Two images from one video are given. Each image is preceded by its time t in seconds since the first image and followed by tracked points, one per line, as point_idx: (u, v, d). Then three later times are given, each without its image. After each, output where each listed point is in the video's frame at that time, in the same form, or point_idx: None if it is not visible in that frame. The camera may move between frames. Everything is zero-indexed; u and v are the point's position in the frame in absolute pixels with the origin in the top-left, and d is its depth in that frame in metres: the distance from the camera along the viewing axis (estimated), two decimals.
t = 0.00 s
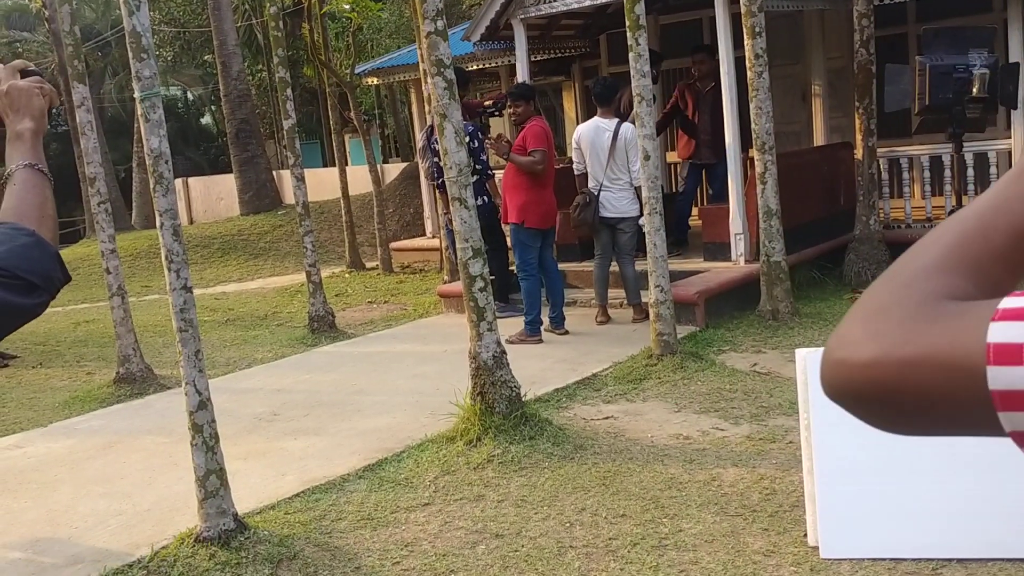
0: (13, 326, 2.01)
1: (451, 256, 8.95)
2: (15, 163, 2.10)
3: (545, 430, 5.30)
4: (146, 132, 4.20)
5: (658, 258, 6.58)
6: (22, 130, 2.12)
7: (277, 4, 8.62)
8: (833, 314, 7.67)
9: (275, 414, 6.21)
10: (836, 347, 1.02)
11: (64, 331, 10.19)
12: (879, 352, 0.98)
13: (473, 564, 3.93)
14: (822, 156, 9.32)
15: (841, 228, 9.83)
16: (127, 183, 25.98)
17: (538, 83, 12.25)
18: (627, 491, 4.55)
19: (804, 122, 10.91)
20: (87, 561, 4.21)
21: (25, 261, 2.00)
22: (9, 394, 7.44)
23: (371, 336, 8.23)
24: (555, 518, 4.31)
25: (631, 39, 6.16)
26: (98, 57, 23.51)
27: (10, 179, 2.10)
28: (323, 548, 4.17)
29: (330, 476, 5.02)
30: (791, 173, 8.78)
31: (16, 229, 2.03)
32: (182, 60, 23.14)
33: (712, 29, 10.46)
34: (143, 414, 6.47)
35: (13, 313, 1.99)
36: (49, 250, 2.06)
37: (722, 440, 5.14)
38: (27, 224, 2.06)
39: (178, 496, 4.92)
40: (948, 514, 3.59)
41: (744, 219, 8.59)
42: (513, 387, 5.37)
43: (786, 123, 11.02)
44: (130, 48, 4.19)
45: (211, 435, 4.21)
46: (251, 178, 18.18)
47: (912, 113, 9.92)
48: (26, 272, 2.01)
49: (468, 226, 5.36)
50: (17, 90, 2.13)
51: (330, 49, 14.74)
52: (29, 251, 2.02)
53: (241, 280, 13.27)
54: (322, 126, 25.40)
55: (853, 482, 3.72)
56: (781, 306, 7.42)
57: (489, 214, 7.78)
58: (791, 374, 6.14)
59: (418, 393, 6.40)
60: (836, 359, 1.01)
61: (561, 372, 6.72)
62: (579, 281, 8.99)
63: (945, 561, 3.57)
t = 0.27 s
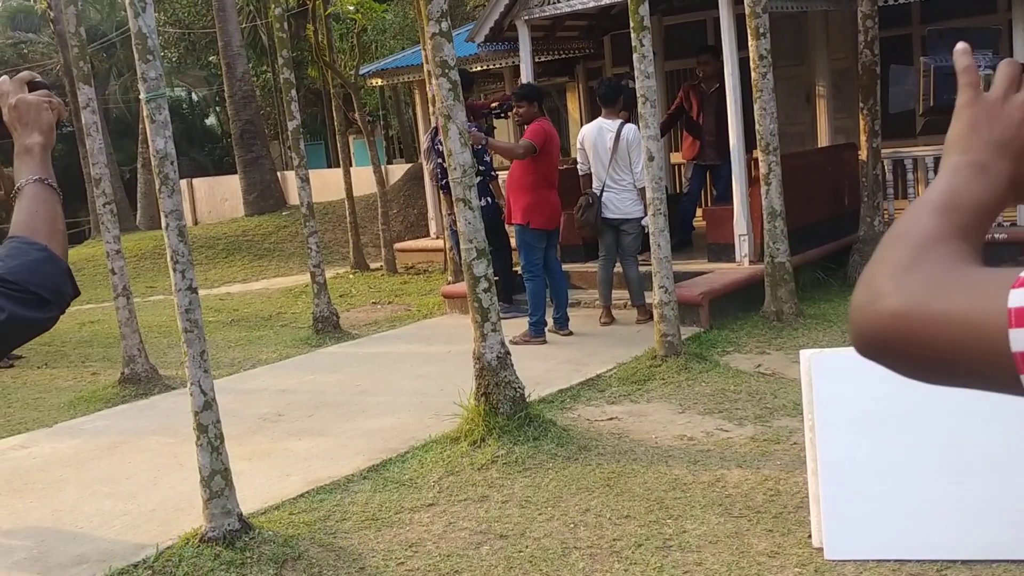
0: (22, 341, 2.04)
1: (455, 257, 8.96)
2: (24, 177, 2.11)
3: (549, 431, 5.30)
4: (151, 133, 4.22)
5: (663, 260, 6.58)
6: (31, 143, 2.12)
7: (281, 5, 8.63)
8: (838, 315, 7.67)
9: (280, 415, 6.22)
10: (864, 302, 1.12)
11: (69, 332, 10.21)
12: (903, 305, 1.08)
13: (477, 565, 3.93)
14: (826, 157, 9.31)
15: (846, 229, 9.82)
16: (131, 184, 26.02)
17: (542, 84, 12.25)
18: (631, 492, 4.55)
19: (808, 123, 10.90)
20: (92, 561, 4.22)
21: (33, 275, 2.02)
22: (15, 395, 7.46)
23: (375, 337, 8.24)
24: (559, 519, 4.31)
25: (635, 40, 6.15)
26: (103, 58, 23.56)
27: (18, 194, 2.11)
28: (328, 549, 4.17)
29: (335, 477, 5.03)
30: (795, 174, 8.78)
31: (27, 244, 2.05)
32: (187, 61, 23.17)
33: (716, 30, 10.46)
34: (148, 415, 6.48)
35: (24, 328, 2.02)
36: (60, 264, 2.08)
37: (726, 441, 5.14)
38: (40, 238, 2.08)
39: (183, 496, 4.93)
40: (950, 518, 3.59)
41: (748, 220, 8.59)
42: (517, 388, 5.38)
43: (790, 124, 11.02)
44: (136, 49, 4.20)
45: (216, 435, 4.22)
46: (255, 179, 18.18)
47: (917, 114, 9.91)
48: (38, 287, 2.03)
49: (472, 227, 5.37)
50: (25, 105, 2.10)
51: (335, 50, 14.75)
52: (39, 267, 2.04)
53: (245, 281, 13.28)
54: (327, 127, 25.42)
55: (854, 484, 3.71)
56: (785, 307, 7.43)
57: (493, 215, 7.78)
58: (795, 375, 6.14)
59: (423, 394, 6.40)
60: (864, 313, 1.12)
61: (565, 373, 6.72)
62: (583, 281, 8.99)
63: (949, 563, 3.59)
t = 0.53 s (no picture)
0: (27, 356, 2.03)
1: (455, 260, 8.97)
2: (31, 194, 2.14)
3: (549, 434, 5.30)
4: (154, 136, 4.23)
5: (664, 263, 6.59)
6: (36, 160, 2.19)
7: (282, 9, 8.65)
8: (837, 319, 7.68)
9: (281, 418, 6.22)
10: (900, 397, 1.12)
11: (70, 335, 10.22)
12: (939, 397, 1.09)
13: (478, 569, 3.94)
14: (826, 161, 9.32)
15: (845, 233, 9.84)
16: (132, 188, 26.04)
17: (543, 88, 12.27)
18: (631, 495, 4.56)
19: (808, 127, 10.92)
20: (94, 564, 4.22)
21: (43, 291, 2.01)
22: (16, 397, 7.46)
23: (376, 340, 8.24)
24: (560, 522, 4.32)
25: (636, 45, 6.16)
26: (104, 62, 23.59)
27: (27, 209, 2.13)
28: (329, 552, 4.18)
29: (336, 480, 5.03)
30: (795, 179, 8.78)
31: (36, 260, 2.04)
32: (187, 64, 23.20)
33: (717, 34, 10.48)
34: (149, 417, 6.48)
35: (30, 342, 2.00)
36: (68, 282, 2.07)
37: (726, 445, 5.15)
38: (49, 256, 2.08)
39: (184, 499, 4.94)
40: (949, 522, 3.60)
41: (748, 224, 8.60)
42: (517, 391, 5.38)
43: (790, 128, 11.03)
44: (139, 53, 4.21)
45: (217, 438, 4.23)
46: (256, 182, 18.19)
47: (917, 118, 9.93)
48: (47, 304, 2.02)
49: (473, 230, 5.38)
50: (34, 120, 2.20)
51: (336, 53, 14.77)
52: (49, 284, 2.03)
53: (246, 284, 13.29)
54: (327, 130, 25.44)
55: (855, 489, 3.71)
56: (785, 310, 7.44)
57: (494, 218, 7.80)
58: (795, 379, 6.15)
59: (424, 397, 6.41)
60: (900, 408, 1.13)
61: (565, 376, 6.73)
62: (584, 285, 9.00)
63: (948, 566, 3.61)
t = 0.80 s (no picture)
0: (25, 387, 2.01)
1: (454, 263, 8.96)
2: (33, 225, 2.11)
3: (549, 437, 5.29)
4: (152, 140, 4.22)
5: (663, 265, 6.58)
6: (38, 188, 2.13)
7: (281, 12, 8.64)
8: (837, 320, 7.68)
9: (280, 421, 6.21)
10: (920, 482, 0.99)
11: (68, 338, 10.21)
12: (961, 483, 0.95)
13: (478, 572, 3.92)
14: (824, 162, 9.32)
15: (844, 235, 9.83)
16: (130, 191, 26.03)
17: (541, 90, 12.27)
18: (632, 498, 4.55)
19: (806, 128, 10.91)
20: (92, 568, 4.21)
21: (48, 325, 2.00)
22: (14, 401, 7.45)
23: (375, 343, 8.23)
24: (560, 525, 4.31)
25: (634, 47, 6.16)
26: (102, 65, 23.58)
27: (29, 240, 2.10)
28: (328, 556, 4.17)
29: (335, 484, 5.02)
30: (794, 180, 8.77)
31: (40, 291, 2.03)
32: (186, 67, 23.20)
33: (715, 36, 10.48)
34: (147, 421, 6.47)
35: (29, 375, 1.99)
36: (71, 316, 2.06)
37: (726, 446, 5.15)
38: (53, 287, 2.06)
39: (183, 503, 4.93)
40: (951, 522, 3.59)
41: (747, 225, 8.59)
42: (517, 394, 5.37)
43: (788, 129, 11.03)
44: (136, 56, 4.20)
45: (216, 442, 4.22)
46: (254, 185, 18.18)
47: (915, 120, 9.93)
48: (49, 337, 2.01)
49: (472, 232, 5.37)
50: (38, 148, 2.14)
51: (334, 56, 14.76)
52: (55, 318, 2.02)
53: (244, 287, 13.28)
54: (326, 133, 25.44)
55: (856, 491, 3.69)
56: (785, 312, 7.43)
57: (493, 220, 7.79)
58: (794, 380, 6.14)
59: (423, 400, 6.40)
60: (922, 493, 0.99)
61: (564, 378, 6.72)
62: (583, 287, 9.00)
63: (950, 568, 3.61)
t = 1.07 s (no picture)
0: (16, 426, 2.02)
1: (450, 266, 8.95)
2: (29, 265, 2.10)
3: (546, 441, 5.29)
4: (145, 145, 4.21)
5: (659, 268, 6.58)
6: (34, 229, 2.13)
7: (275, 17, 8.63)
8: (833, 322, 7.68)
9: (276, 426, 6.20)
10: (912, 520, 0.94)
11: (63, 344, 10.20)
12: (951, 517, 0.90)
13: None
14: (820, 164, 9.32)
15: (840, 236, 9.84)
16: (126, 196, 26.01)
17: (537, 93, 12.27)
18: (628, 501, 4.54)
19: (802, 130, 10.92)
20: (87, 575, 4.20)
21: (44, 367, 2.01)
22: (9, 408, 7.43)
23: (371, 347, 8.23)
24: (557, 530, 4.30)
25: (629, 50, 6.16)
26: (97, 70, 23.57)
27: (24, 280, 2.10)
28: (324, 561, 4.16)
29: (331, 489, 5.01)
30: (789, 182, 8.77)
31: (35, 333, 2.03)
32: (181, 71, 23.19)
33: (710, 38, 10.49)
34: (143, 427, 6.46)
35: (22, 416, 2.00)
36: (65, 358, 2.07)
37: (722, 449, 5.14)
38: (49, 329, 2.06)
39: (178, 509, 4.92)
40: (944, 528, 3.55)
41: (743, 227, 8.60)
42: (513, 398, 5.37)
43: (784, 131, 11.04)
44: (129, 62, 4.19)
45: (211, 448, 4.21)
46: (250, 189, 18.17)
47: (910, 121, 9.94)
48: (46, 379, 2.01)
49: (467, 236, 5.36)
50: (35, 188, 2.13)
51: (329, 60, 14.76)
52: (52, 361, 2.03)
53: (240, 291, 13.27)
54: (321, 137, 25.44)
55: (851, 495, 3.64)
56: (781, 314, 7.43)
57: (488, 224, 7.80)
58: (790, 383, 6.14)
59: (419, 404, 6.40)
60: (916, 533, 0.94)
61: (561, 381, 6.72)
62: (580, 290, 9.00)
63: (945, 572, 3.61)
